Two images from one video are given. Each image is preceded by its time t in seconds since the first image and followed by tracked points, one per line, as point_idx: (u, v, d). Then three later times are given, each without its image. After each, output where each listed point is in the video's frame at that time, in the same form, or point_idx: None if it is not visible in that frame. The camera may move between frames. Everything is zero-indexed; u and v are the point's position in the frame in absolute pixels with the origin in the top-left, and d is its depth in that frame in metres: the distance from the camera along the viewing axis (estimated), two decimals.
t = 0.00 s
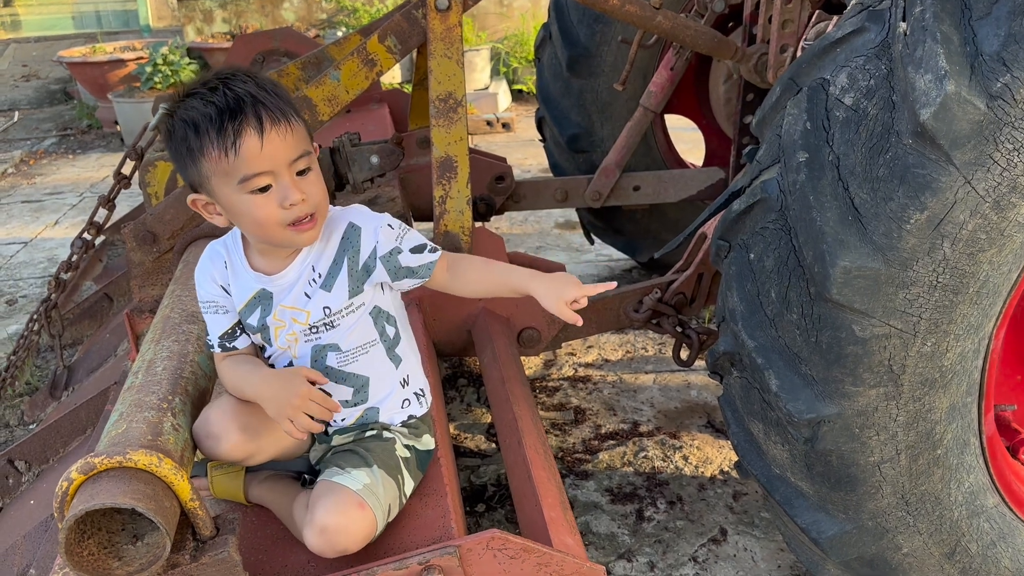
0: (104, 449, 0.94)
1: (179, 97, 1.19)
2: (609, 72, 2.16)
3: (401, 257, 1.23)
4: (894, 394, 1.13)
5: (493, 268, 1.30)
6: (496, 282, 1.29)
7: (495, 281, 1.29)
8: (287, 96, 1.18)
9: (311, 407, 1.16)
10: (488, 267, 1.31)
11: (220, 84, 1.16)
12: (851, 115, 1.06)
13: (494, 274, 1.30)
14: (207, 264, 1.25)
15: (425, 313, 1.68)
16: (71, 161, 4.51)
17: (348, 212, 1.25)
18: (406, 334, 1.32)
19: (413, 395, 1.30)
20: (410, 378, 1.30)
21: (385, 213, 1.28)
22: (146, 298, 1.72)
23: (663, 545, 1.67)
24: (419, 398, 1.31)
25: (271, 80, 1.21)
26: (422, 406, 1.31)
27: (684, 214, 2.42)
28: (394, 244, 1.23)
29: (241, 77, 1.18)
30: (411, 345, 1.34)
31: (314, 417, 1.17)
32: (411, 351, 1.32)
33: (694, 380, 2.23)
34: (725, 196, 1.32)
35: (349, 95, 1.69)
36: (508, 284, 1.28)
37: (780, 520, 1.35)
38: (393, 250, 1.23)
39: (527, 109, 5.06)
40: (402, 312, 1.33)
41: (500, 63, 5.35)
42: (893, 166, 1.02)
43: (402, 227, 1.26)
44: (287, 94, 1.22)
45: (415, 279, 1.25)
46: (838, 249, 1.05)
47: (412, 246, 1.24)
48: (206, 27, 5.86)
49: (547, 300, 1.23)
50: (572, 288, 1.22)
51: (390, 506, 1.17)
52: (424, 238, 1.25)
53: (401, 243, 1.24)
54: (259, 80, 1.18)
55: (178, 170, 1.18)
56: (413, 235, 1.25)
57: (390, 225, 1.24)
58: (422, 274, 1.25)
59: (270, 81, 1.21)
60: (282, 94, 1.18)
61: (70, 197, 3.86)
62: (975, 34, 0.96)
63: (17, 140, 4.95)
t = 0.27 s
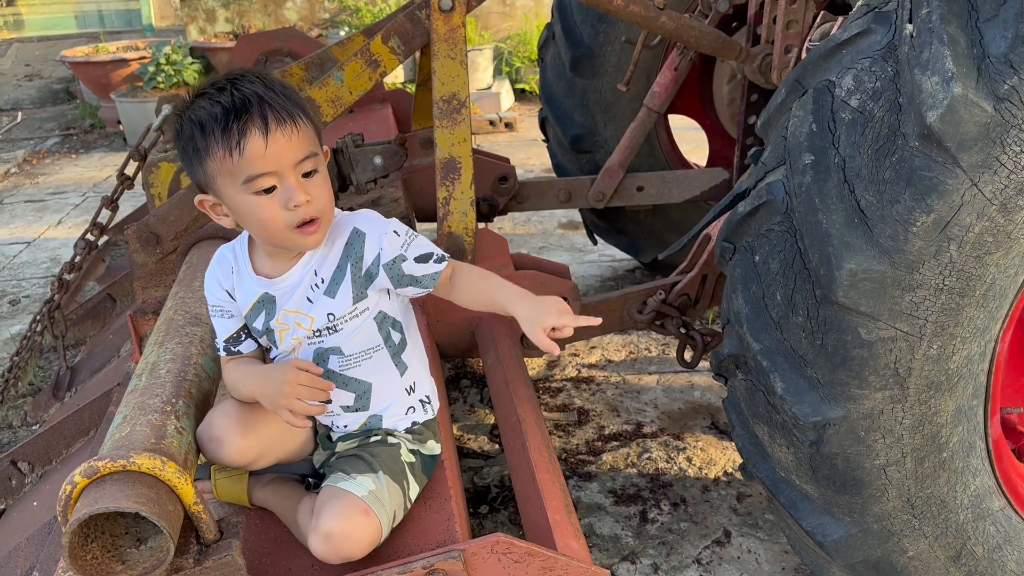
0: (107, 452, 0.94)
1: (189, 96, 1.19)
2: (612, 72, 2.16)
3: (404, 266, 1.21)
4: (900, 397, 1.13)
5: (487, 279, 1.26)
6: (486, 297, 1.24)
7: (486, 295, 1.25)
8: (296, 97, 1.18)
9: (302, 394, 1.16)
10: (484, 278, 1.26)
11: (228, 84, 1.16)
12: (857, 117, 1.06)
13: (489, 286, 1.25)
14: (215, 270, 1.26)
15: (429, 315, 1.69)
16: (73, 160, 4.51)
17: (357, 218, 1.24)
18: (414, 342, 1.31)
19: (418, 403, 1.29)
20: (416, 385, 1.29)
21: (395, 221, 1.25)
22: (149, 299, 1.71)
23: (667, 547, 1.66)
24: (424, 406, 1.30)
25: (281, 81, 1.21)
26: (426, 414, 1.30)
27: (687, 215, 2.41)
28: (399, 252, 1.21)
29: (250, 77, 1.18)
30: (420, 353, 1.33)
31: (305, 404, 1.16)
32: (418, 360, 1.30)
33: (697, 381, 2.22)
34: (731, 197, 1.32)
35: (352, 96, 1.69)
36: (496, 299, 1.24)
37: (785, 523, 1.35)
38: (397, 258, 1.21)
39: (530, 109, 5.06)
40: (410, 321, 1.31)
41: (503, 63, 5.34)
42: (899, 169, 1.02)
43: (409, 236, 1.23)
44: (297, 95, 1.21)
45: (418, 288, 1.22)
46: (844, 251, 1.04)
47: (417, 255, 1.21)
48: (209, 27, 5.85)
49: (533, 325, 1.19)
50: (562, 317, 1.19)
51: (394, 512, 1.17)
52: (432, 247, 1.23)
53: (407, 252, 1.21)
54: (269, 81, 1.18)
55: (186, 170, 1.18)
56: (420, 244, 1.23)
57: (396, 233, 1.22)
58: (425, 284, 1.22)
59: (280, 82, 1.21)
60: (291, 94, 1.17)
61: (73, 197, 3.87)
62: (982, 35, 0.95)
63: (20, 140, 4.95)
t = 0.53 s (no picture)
0: (108, 455, 0.94)
1: (195, 94, 1.19)
2: (614, 73, 2.15)
3: (401, 275, 1.20)
4: (902, 400, 1.12)
5: (464, 314, 1.23)
6: (451, 324, 1.21)
7: (455, 322, 1.21)
8: (303, 101, 1.18)
9: (300, 408, 1.14)
10: (466, 313, 1.23)
11: (236, 84, 1.16)
12: (859, 119, 1.05)
13: (461, 321, 1.22)
14: (213, 274, 1.26)
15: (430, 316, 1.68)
16: (75, 160, 4.51)
17: (355, 224, 1.23)
18: (414, 346, 1.30)
19: (417, 406, 1.29)
20: (415, 389, 1.29)
21: (393, 226, 1.25)
22: (151, 300, 1.71)
23: (668, 548, 1.66)
24: (423, 408, 1.30)
25: (288, 84, 1.21)
26: (426, 416, 1.30)
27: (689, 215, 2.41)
28: (396, 261, 1.20)
29: (257, 79, 1.18)
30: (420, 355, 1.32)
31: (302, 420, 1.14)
32: (417, 362, 1.29)
33: (699, 382, 2.22)
34: (733, 198, 1.32)
35: (353, 97, 1.68)
36: (452, 334, 1.20)
37: (787, 525, 1.35)
38: (394, 267, 1.20)
39: (532, 109, 5.05)
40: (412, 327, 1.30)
41: (505, 62, 5.34)
42: (902, 171, 1.01)
43: (406, 244, 1.22)
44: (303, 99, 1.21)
45: (413, 299, 1.22)
46: (847, 254, 1.04)
47: (413, 264, 1.21)
48: (211, 26, 5.85)
49: (447, 380, 1.16)
50: (470, 401, 1.15)
51: (396, 515, 1.17)
52: (428, 258, 1.22)
53: (403, 261, 1.20)
54: (277, 83, 1.18)
55: (187, 167, 1.18)
56: (417, 252, 1.22)
57: (393, 241, 1.21)
58: (420, 294, 1.21)
59: (287, 85, 1.21)
60: (298, 98, 1.17)
61: (75, 197, 3.87)
62: (985, 37, 0.95)
63: (22, 139, 4.95)
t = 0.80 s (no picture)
0: (112, 453, 0.94)
1: (206, 89, 1.19)
2: (617, 71, 2.15)
3: (406, 271, 1.20)
4: (906, 398, 1.12)
5: (467, 310, 1.21)
6: (454, 320, 1.20)
7: (458, 319, 1.20)
8: (314, 99, 1.18)
9: (297, 396, 1.14)
10: (470, 310, 1.22)
11: (248, 80, 1.16)
12: (864, 117, 1.05)
13: (465, 318, 1.20)
14: (219, 270, 1.27)
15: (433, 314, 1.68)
16: (78, 159, 4.51)
17: (361, 221, 1.23)
18: (420, 343, 1.29)
19: (422, 403, 1.29)
20: (420, 385, 1.29)
21: (399, 223, 1.24)
22: (154, 299, 1.71)
23: (671, 547, 1.66)
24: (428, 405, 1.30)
25: (299, 82, 1.21)
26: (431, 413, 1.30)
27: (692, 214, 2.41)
28: (401, 257, 1.20)
29: (269, 75, 1.18)
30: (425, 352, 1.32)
31: (300, 408, 1.14)
32: (423, 359, 1.29)
33: (701, 381, 2.22)
34: (736, 197, 1.32)
35: (356, 95, 1.68)
36: (454, 330, 1.19)
37: (790, 524, 1.35)
38: (400, 263, 1.20)
39: (534, 108, 5.05)
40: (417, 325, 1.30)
41: (507, 61, 5.34)
42: (906, 169, 1.01)
43: (412, 240, 1.22)
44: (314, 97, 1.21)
45: (418, 295, 1.21)
46: (851, 252, 1.04)
47: (419, 260, 1.20)
48: (213, 25, 5.86)
49: (446, 378, 1.14)
50: (468, 402, 1.13)
51: (401, 511, 1.17)
52: (434, 254, 1.21)
53: (408, 257, 1.20)
54: (288, 80, 1.18)
55: (197, 161, 1.17)
56: (423, 249, 1.21)
57: (399, 237, 1.21)
58: (425, 290, 1.20)
59: (297, 83, 1.21)
60: (309, 96, 1.17)
61: (77, 195, 3.87)
62: (990, 35, 0.94)
63: (25, 138, 4.96)
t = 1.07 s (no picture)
0: (121, 447, 0.94)
1: (224, 82, 1.20)
2: (620, 69, 2.16)
3: (411, 273, 1.19)
4: (911, 395, 1.12)
5: (464, 319, 1.20)
6: (449, 328, 1.19)
7: (453, 327, 1.19)
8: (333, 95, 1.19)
9: (304, 393, 1.15)
10: (468, 320, 1.20)
11: (268, 73, 1.17)
12: (869, 114, 1.05)
13: (460, 328, 1.19)
14: (232, 261, 1.28)
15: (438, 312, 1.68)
16: (80, 157, 4.52)
17: (370, 219, 1.23)
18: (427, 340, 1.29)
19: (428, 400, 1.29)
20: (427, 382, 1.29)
21: (407, 223, 1.24)
22: (159, 295, 1.72)
23: (674, 544, 1.66)
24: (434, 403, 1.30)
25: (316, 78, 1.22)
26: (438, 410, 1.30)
27: (695, 212, 2.41)
28: (406, 258, 1.19)
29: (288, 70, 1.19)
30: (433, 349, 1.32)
31: (308, 407, 1.14)
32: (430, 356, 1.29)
33: (705, 378, 2.22)
34: (740, 194, 1.32)
35: (361, 93, 1.69)
36: (447, 338, 1.18)
37: (794, 520, 1.35)
38: (405, 264, 1.19)
39: (536, 106, 5.05)
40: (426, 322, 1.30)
41: (509, 59, 5.33)
42: (911, 165, 1.01)
43: (419, 241, 1.21)
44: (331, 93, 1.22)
45: (422, 297, 1.21)
46: (856, 248, 1.04)
47: (424, 262, 1.20)
48: (216, 23, 5.87)
49: (428, 387, 1.15)
50: (447, 412, 1.14)
51: (407, 506, 1.17)
52: (440, 257, 1.20)
53: (414, 259, 1.20)
54: (308, 75, 1.19)
55: (215, 154, 1.17)
56: (429, 251, 1.21)
57: (406, 238, 1.21)
58: (428, 292, 1.20)
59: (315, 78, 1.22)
60: (328, 91, 1.18)
61: (80, 193, 3.87)
62: (995, 32, 0.94)
63: (27, 136, 4.96)
